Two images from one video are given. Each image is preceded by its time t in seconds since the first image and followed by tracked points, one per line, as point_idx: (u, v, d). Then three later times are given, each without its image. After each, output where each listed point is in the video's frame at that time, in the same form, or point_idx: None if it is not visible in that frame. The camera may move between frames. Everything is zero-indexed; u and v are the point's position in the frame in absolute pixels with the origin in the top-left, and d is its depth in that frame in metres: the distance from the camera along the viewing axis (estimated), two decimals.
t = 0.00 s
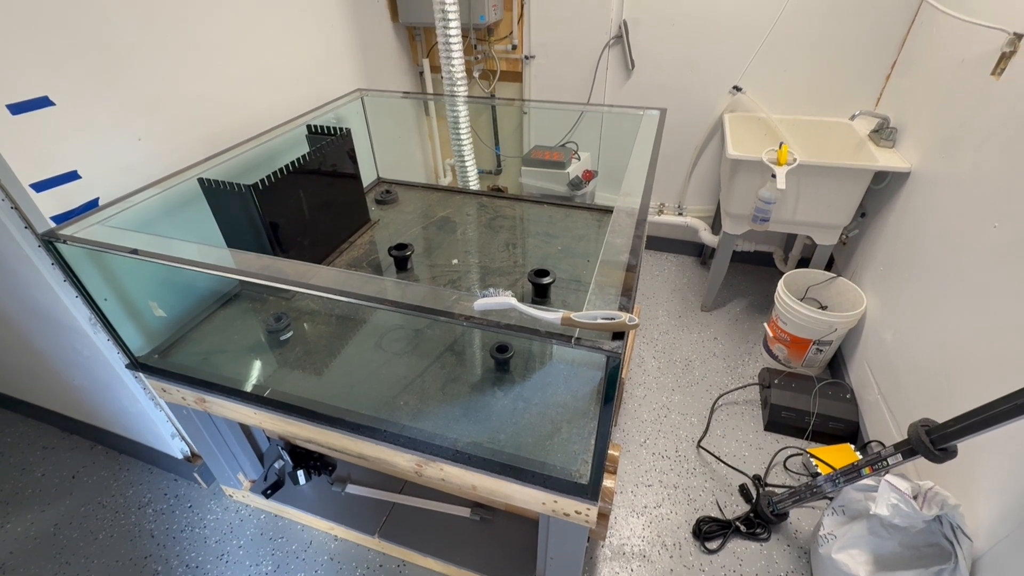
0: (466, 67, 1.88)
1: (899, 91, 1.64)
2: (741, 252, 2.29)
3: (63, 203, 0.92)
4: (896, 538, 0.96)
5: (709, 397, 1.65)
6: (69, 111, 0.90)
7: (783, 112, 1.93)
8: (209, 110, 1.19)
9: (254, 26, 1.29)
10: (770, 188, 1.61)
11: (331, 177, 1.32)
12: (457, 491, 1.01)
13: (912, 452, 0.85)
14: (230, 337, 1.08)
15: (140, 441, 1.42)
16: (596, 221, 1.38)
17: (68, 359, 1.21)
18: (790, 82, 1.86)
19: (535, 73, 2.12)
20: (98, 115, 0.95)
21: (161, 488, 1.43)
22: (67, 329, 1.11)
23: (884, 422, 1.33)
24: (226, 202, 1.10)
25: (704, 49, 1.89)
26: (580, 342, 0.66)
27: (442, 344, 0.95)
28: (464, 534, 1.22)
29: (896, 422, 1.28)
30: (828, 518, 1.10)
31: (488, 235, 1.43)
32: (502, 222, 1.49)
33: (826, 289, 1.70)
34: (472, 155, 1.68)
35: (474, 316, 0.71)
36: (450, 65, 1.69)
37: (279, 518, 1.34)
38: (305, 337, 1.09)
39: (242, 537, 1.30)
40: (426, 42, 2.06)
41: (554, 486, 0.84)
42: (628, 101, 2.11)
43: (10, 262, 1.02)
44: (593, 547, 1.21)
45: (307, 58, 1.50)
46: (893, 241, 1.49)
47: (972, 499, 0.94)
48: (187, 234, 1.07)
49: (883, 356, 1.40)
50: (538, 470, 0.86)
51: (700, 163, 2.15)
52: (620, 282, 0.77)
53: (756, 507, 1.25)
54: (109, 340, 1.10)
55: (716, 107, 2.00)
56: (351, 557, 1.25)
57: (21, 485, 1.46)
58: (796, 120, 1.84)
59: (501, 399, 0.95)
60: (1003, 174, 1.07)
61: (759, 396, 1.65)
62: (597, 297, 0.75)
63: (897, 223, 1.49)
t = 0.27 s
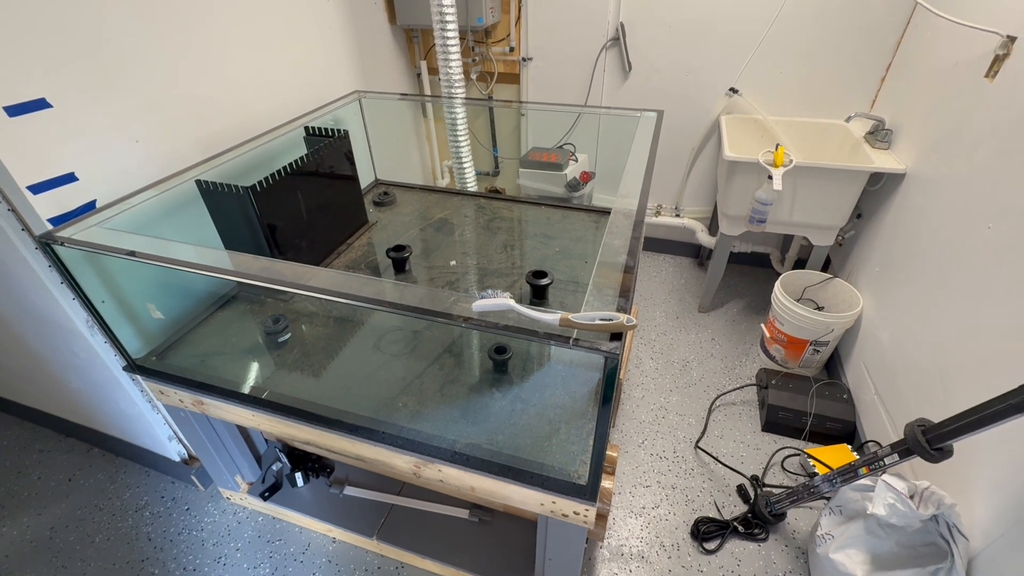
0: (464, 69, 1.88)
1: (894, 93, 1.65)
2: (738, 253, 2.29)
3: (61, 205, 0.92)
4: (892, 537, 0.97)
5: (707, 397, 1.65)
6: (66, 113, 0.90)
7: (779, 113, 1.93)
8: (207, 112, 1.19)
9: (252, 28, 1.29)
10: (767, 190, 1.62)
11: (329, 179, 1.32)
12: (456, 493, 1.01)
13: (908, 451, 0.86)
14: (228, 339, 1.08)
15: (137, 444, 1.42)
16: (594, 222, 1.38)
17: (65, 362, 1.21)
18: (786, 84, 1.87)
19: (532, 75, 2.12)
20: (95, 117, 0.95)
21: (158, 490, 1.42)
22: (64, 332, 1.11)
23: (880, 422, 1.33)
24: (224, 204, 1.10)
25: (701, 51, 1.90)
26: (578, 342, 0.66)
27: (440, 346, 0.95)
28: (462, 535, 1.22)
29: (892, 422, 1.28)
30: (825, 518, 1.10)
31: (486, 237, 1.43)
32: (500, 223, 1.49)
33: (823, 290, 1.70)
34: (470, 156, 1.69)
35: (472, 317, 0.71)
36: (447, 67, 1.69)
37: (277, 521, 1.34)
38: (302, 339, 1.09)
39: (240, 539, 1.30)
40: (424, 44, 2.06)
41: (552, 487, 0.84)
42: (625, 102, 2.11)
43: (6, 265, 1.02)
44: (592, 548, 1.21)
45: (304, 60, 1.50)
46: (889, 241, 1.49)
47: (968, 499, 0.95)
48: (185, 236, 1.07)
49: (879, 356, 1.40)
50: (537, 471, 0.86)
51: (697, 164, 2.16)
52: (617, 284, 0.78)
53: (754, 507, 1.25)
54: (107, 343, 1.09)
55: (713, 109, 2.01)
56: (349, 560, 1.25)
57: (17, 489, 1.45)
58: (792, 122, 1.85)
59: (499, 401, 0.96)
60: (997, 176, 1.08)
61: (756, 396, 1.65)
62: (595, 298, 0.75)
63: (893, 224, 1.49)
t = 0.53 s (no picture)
0: (460, 69, 1.88)
1: (888, 93, 1.66)
2: (734, 252, 2.30)
3: (55, 205, 0.91)
4: (887, 534, 0.98)
5: (703, 396, 1.66)
6: (60, 112, 0.89)
7: (775, 113, 1.94)
8: (202, 111, 1.19)
9: (247, 27, 1.29)
10: (762, 189, 1.62)
11: (325, 178, 1.31)
12: (453, 492, 1.01)
13: (903, 449, 0.86)
14: (224, 339, 1.07)
15: (133, 445, 1.41)
16: (591, 222, 1.39)
17: (60, 363, 1.20)
18: (781, 83, 1.88)
19: (529, 75, 2.12)
20: (90, 117, 0.94)
21: (154, 491, 1.42)
22: (58, 333, 1.10)
23: (875, 419, 1.34)
24: (220, 203, 1.10)
25: (697, 51, 1.90)
26: (575, 341, 0.66)
27: (437, 345, 0.94)
28: (460, 535, 1.22)
29: (887, 420, 1.29)
30: (820, 515, 1.11)
31: (483, 237, 1.43)
32: (496, 223, 1.49)
33: (818, 289, 1.71)
34: (467, 154, 1.68)
35: (470, 316, 0.71)
36: (444, 66, 1.69)
37: (274, 521, 1.34)
38: (299, 338, 1.09)
39: (237, 540, 1.30)
40: (420, 44, 2.05)
41: (549, 486, 0.84)
42: (621, 102, 2.12)
43: None
44: (589, 546, 1.21)
45: (300, 59, 1.49)
46: (883, 240, 1.50)
47: (962, 495, 0.95)
48: (180, 236, 1.07)
49: (874, 355, 1.41)
50: (534, 470, 0.86)
51: (693, 164, 2.16)
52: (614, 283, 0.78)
53: (750, 505, 1.26)
54: (102, 343, 1.09)
55: (709, 109, 2.02)
56: (346, 560, 1.25)
57: (11, 490, 1.44)
58: (787, 121, 1.86)
59: (497, 400, 0.96)
60: (991, 175, 1.09)
61: (752, 395, 1.66)
62: (592, 297, 0.75)
63: (888, 223, 1.50)
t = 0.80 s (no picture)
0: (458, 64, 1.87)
1: (887, 88, 1.66)
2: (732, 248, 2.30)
3: (50, 200, 0.91)
4: (884, 527, 0.98)
5: (702, 391, 1.66)
6: (55, 107, 0.89)
7: (773, 108, 1.94)
8: (198, 106, 1.18)
9: (244, 21, 1.28)
10: (761, 184, 1.62)
11: (322, 174, 1.31)
12: (452, 487, 1.02)
13: (900, 442, 0.86)
14: (222, 336, 1.08)
15: (131, 441, 1.41)
16: (589, 217, 1.39)
17: (57, 359, 1.20)
18: (780, 78, 1.87)
19: (526, 70, 2.12)
20: (85, 111, 0.93)
21: (152, 488, 1.42)
22: (55, 329, 1.10)
23: (873, 414, 1.35)
24: (217, 199, 1.09)
25: (695, 46, 1.90)
26: (573, 335, 0.66)
27: (435, 340, 0.95)
28: (459, 530, 1.22)
29: (884, 415, 1.29)
30: (818, 509, 1.11)
31: (481, 233, 1.43)
32: (494, 219, 1.49)
33: (816, 284, 1.71)
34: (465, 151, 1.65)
35: (468, 310, 0.71)
36: (441, 61, 1.68)
37: (273, 517, 1.34)
38: (297, 334, 1.10)
39: (236, 536, 1.30)
40: (418, 39, 2.04)
41: (548, 480, 0.84)
42: (620, 97, 2.11)
43: None
44: (588, 541, 1.22)
45: (297, 54, 1.49)
46: (881, 235, 1.51)
47: (958, 489, 0.96)
48: (177, 232, 1.06)
49: (871, 349, 1.42)
50: (533, 464, 0.86)
51: (691, 159, 2.16)
52: (612, 277, 0.78)
53: (748, 500, 1.26)
54: (99, 340, 1.08)
55: (707, 104, 2.01)
56: (345, 555, 1.25)
57: (9, 487, 1.44)
58: (785, 117, 1.86)
59: (495, 395, 0.96)
60: (988, 169, 1.09)
61: (750, 390, 1.66)
62: (590, 291, 0.75)
63: (885, 218, 1.50)
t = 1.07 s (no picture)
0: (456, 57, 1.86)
1: (887, 80, 1.65)
2: (732, 243, 2.30)
3: (44, 193, 0.90)
4: (885, 520, 0.98)
5: (701, 386, 1.66)
6: (48, 98, 0.87)
7: (772, 102, 1.93)
8: (193, 99, 1.17)
9: (239, 13, 1.27)
10: (761, 177, 1.62)
11: (319, 168, 1.30)
12: (451, 481, 1.01)
13: (900, 435, 0.86)
14: (220, 330, 1.08)
15: (128, 437, 1.40)
16: (588, 211, 1.38)
17: (53, 355, 1.19)
18: (779, 72, 1.87)
19: (525, 64, 2.10)
20: (78, 103, 0.92)
21: (150, 484, 1.41)
22: (51, 324, 1.09)
23: (872, 407, 1.34)
24: (213, 192, 1.08)
25: (695, 39, 1.89)
26: (572, 325, 0.66)
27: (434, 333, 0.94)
28: (458, 525, 1.22)
29: (884, 408, 1.29)
30: (818, 502, 1.11)
31: (480, 227, 1.42)
32: (493, 213, 1.48)
33: (816, 278, 1.71)
34: (463, 147, 1.67)
35: (466, 301, 0.70)
36: (439, 54, 1.67)
37: (271, 512, 1.33)
38: (295, 329, 1.09)
39: (234, 531, 1.29)
40: (415, 32, 2.03)
41: (548, 473, 0.84)
42: (619, 91, 2.10)
43: None
44: (587, 535, 1.21)
45: (293, 46, 1.47)
46: (881, 229, 1.50)
47: (959, 481, 0.96)
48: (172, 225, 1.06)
49: (871, 343, 1.41)
50: (532, 457, 0.86)
51: (690, 153, 2.15)
52: (612, 269, 0.77)
53: (748, 493, 1.26)
54: (94, 334, 1.07)
55: (706, 97, 2.00)
56: (345, 550, 1.25)
57: (6, 484, 1.43)
58: (785, 110, 1.85)
59: (494, 389, 0.96)
60: (990, 161, 1.08)
61: (750, 384, 1.66)
62: (589, 283, 0.75)
63: (885, 211, 1.50)
